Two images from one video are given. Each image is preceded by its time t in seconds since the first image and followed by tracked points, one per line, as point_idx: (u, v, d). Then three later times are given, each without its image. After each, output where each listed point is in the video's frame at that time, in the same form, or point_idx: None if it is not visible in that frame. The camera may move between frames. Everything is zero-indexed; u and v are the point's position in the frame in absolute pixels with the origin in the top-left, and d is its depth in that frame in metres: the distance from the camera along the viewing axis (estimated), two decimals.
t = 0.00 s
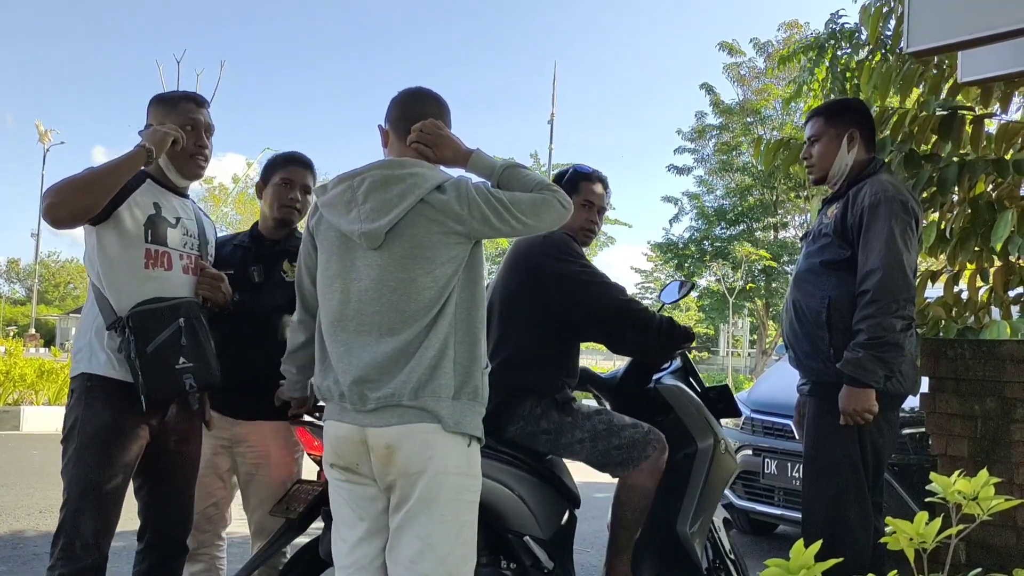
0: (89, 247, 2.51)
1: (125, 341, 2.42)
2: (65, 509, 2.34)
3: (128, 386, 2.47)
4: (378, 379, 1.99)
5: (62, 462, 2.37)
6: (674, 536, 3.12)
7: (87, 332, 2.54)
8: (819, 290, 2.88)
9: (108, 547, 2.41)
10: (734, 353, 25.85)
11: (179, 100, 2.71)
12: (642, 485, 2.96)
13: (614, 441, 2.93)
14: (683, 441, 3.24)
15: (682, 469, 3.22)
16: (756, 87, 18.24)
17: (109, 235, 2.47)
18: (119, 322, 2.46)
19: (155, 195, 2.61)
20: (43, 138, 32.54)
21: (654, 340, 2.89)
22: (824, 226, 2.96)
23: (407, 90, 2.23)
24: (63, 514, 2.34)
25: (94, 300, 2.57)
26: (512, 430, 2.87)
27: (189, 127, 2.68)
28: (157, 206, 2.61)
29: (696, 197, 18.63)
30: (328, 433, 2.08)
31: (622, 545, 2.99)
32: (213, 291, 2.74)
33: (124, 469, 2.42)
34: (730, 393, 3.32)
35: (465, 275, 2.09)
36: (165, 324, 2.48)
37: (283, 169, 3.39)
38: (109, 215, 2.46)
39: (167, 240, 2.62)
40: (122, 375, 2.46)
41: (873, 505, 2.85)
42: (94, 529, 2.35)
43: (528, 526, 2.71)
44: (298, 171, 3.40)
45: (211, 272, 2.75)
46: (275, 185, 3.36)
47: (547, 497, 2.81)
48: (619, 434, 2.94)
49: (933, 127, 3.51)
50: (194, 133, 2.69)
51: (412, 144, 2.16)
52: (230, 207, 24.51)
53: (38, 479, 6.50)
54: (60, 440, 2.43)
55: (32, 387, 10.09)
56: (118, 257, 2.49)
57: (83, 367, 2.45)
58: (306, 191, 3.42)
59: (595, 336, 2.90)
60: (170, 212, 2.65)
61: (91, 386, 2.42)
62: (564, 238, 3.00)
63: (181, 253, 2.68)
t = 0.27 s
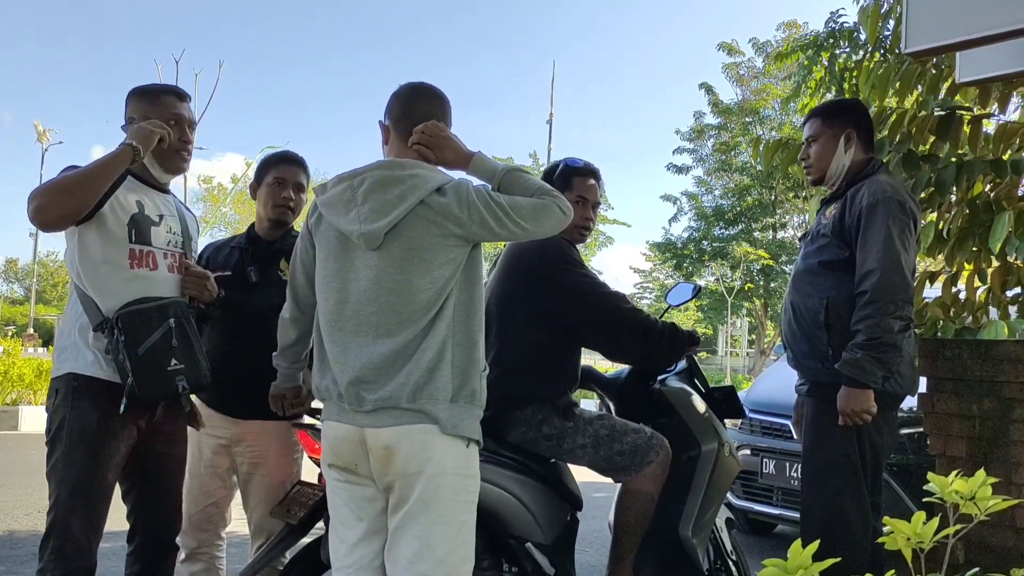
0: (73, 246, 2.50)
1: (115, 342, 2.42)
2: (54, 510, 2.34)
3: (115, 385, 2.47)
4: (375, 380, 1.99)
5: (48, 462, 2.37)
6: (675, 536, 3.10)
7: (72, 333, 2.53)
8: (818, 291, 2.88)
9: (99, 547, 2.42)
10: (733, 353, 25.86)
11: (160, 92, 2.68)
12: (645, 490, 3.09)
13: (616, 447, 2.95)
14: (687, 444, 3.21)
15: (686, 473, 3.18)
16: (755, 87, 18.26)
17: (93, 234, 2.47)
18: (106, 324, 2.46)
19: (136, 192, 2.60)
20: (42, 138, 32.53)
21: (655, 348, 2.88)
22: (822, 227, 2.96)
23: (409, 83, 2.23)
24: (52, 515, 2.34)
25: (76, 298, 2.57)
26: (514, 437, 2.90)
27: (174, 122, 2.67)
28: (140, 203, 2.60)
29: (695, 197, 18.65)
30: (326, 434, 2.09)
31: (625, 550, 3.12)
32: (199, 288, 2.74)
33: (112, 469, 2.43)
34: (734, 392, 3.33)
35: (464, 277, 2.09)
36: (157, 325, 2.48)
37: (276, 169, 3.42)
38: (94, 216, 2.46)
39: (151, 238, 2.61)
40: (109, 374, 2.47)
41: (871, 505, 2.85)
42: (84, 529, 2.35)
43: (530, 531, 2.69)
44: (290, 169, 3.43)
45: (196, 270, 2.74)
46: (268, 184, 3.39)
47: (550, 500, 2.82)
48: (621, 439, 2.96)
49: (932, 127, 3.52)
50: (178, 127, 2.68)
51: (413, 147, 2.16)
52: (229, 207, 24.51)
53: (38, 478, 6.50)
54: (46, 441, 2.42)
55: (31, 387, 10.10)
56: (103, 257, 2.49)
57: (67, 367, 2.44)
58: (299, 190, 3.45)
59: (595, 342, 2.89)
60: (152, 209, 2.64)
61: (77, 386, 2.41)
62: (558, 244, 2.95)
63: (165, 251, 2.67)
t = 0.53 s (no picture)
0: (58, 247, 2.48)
1: (104, 354, 2.44)
2: (42, 515, 2.33)
3: (105, 391, 2.47)
4: (370, 381, 1.99)
5: (36, 467, 2.36)
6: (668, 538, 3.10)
7: (56, 337, 2.49)
8: (813, 292, 2.89)
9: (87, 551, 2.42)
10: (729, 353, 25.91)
11: (143, 83, 2.64)
12: (638, 493, 3.04)
13: (608, 450, 2.94)
14: (681, 446, 3.23)
15: (680, 476, 3.20)
16: (751, 88, 18.28)
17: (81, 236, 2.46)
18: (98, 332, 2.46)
19: (119, 189, 2.60)
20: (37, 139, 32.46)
21: (652, 350, 2.92)
22: (817, 228, 2.97)
23: (399, 82, 2.24)
24: (40, 520, 2.33)
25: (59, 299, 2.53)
26: (506, 440, 2.90)
27: (162, 115, 2.68)
28: (123, 202, 2.60)
29: (691, 197, 18.67)
30: (320, 436, 2.09)
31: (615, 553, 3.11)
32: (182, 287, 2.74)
33: (100, 473, 2.43)
34: (729, 393, 3.33)
35: (460, 279, 2.10)
36: (147, 338, 2.52)
37: (275, 170, 3.44)
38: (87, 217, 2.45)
39: (135, 238, 2.62)
40: (97, 380, 2.45)
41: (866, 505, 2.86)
42: (73, 534, 2.36)
43: (524, 535, 2.72)
44: (289, 171, 3.44)
45: (180, 270, 2.72)
46: (268, 186, 3.41)
47: (544, 505, 2.83)
48: (613, 443, 2.95)
49: (926, 129, 3.54)
50: (162, 120, 2.68)
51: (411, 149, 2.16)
52: (225, 208, 24.47)
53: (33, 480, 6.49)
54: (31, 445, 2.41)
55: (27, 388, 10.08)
56: (92, 261, 2.48)
57: (54, 372, 2.42)
58: (298, 191, 3.46)
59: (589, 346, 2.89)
60: (134, 207, 2.64)
61: (65, 392, 2.40)
62: (553, 249, 2.96)
63: (148, 250, 2.67)
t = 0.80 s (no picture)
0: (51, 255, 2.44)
1: (106, 356, 2.44)
2: (37, 518, 2.32)
3: (102, 393, 2.46)
4: (362, 382, 1.99)
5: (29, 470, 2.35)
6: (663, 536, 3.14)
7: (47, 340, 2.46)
8: (808, 292, 2.89)
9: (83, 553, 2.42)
10: (725, 353, 25.94)
11: (147, 85, 2.64)
12: (629, 488, 3.00)
13: (600, 445, 2.95)
14: (675, 443, 3.25)
15: (674, 472, 3.22)
16: (746, 88, 18.29)
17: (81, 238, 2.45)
18: (97, 334, 2.45)
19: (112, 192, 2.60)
20: (31, 138, 32.35)
21: (647, 344, 2.92)
22: (812, 227, 2.97)
23: (390, 82, 2.23)
24: (34, 523, 2.32)
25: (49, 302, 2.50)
26: (501, 438, 2.88)
27: (163, 120, 2.66)
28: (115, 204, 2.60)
29: (687, 197, 18.69)
30: (311, 436, 2.08)
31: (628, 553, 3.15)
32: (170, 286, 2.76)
33: (94, 475, 2.42)
34: (721, 394, 3.32)
35: (454, 279, 2.10)
36: (146, 340, 2.54)
37: (275, 171, 3.43)
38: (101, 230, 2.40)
39: (128, 240, 2.63)
40: (93, 382, 2.44)
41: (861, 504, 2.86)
42: (68, 537, 2.35)
43: (519, 530, 2.72)
44: (288, 172, 3.43)
45: (168, 269, 2.76)
46: (266, 187, 3.40)
47: (539, 500, 2.83)
48: (604, 438, 2.96)
49: (920, 129, 3.54)
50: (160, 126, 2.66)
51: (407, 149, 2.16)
52: (220, 208, 24.42)
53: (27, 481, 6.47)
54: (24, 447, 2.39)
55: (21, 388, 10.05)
56: (88, 263, 2.47)
57: (50, 376, 2.40)
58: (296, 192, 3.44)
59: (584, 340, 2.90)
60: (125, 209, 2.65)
61: (61, 396, 2.39)
62: (550, 246, 2.96)
63: (138, 250, 2.67)
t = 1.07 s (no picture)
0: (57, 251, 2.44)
1: (112, 350, 2.43)
2: (41, 516, 2.32)
3: (105, 389, 2.45)
4: (353, 376, 1.99)
5: (33, 467, 2.34)
6: (669, 526, 3.13)
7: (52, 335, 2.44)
8: (808, 288, 2.89)
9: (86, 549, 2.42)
10: (724, 350, 25.96)
11: (156, 90, 2.62)
12: (641, 483, 2.98)
13: (613, 439, 2.94)
14: (678, 438, 3.27)
15: (678, 468, 3.22)
16: (744, 86, 18.29)
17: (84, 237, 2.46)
18: (102, 329, 2.45)
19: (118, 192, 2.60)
20: (29, 136, 32.28)
21: (665, 333, 2.97)
22: (812, 224, 2.97)
23: (388, 74, 2.22)
24: (38, 521, 2.32)
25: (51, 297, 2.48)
26: (516, 432, 2.88)
27: (168, 125, 2.63)
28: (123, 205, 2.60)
29: (686, 195, 18.69)
30: (302, 432, 2.07)
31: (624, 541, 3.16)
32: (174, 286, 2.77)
33: (96, 472, 2.42)
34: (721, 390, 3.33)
35: (448, 275, 2.09)
36: (152, 335, 2.52)
37: (261, 178, 3.36)
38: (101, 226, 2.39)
39: (134, 240, 2.63)
40: (96, 379, 2.43)
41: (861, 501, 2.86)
42: (72, 535, 2.35)
43: (537, 522, 2.70)
44: (276, 180, 3.37)
45: (173, 271, 2.77)
46: (252, 195, 3.35)
47: (554, 493, 2.81)
48: (617, 432, 2.95)
49: (920, 126, 3.55)
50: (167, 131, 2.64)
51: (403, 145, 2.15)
52: (219, 206, 24.40)
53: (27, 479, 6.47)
54: (28, 444, 2.39)
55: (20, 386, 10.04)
56: (93, 259, 2.47)
57: (54, 372, 2.39)
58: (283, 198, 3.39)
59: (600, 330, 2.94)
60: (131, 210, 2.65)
61: (65, 392, 2.38)
62: (565, 239, 2.99)
63: (144, 250, 2.67)
